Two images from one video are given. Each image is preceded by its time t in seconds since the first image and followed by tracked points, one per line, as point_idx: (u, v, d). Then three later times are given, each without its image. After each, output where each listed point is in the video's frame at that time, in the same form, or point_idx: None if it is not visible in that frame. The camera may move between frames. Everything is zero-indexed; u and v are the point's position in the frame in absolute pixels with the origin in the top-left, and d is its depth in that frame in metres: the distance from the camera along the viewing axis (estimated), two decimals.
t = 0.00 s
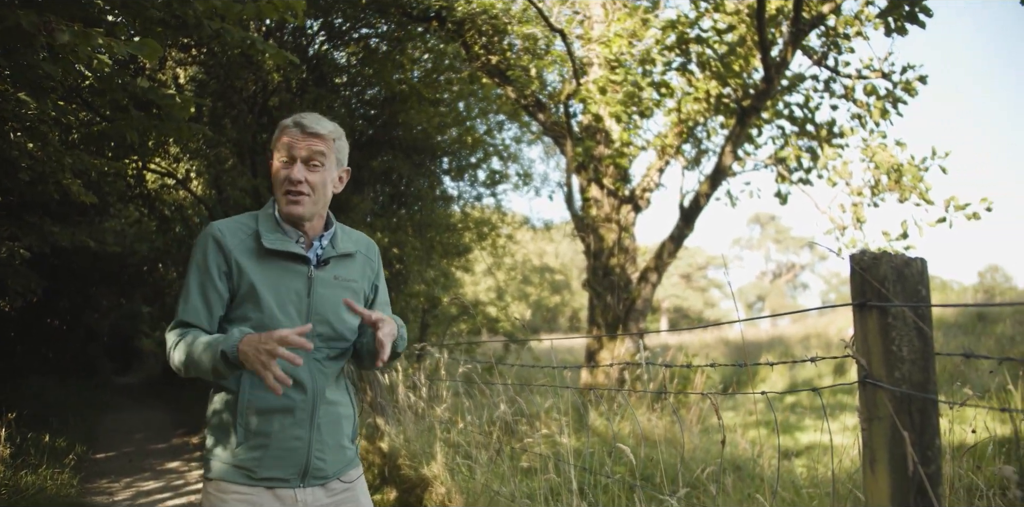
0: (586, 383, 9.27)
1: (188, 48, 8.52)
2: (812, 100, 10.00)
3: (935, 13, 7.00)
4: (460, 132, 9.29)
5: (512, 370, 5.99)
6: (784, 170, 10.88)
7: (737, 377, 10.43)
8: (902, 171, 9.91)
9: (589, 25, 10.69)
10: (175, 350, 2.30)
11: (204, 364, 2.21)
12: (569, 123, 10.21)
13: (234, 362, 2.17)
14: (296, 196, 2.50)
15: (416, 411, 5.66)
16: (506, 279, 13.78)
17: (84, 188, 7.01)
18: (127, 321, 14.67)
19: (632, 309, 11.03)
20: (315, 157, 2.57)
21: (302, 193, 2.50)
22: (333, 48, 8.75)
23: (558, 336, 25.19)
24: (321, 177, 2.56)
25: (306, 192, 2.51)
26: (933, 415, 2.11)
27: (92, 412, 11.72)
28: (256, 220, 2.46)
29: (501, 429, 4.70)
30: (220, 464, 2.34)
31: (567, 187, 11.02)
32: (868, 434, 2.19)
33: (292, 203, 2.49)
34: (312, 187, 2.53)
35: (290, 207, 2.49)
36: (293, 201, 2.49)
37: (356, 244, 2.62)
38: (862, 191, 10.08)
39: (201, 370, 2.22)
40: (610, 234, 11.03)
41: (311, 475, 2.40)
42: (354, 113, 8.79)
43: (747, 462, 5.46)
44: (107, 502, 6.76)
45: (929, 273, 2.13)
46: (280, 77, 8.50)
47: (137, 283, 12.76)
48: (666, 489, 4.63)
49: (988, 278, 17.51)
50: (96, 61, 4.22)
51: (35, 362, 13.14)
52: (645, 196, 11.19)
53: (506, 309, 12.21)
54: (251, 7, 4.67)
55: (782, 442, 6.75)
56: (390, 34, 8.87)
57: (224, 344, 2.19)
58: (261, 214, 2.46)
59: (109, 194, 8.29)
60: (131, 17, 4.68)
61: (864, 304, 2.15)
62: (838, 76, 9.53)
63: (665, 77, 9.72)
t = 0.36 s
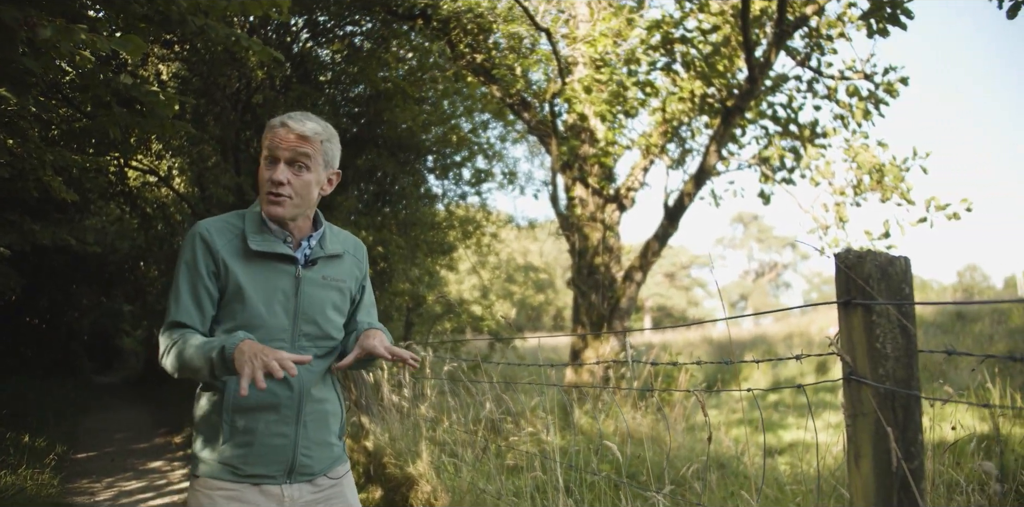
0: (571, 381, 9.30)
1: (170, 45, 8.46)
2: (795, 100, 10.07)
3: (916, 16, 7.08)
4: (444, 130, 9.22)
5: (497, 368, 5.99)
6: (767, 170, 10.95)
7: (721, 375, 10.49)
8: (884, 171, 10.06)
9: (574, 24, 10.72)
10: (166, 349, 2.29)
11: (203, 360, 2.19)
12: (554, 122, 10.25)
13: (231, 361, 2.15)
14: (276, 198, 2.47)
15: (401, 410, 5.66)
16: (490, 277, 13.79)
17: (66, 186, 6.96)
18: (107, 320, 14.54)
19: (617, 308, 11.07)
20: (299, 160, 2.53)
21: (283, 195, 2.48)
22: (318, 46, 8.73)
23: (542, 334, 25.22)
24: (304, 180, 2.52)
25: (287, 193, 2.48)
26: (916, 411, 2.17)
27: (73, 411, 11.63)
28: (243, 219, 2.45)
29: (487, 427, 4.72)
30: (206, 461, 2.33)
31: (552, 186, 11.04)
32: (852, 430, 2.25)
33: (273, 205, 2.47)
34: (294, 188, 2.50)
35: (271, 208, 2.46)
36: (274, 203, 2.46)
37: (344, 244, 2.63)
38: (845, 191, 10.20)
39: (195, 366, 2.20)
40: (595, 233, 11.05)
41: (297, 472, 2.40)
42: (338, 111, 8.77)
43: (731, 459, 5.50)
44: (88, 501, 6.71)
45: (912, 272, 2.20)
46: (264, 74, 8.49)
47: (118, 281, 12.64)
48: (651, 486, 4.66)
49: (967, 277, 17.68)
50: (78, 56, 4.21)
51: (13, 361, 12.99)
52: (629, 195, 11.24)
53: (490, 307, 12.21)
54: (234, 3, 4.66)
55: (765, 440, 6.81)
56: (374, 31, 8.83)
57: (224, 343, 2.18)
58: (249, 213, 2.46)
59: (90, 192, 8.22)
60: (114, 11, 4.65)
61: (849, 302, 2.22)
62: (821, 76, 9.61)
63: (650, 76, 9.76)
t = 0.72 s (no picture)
0: (563, 379, 9.32)
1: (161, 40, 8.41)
2: (787, 99, 10.10)
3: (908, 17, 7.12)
4: (436, 128, 9.19)
5: (489, 365, 5.99)
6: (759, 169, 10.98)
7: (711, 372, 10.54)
8: (875, 169, 10.29)
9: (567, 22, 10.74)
10: (158, 334, 2.28)
11: (199, 342, 2.19)
12: (548, 120, 10.28)
13: (225, 343, 2.15)
14: (272, 189, 2.49)
15: (394, 407, 5.66)
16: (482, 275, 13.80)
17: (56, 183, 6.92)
18: (96, 317, 14.46)
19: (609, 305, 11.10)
20: (294, 150, 2.54)
21: (278, 186, 2.49)
22: (310, 42, 8.69)
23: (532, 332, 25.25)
24: (300, 169, 2.54)
25: (283, 184, 2.50)
26: (912, 406, 2.24)
27: (62, 409, 11.58)
28: (236, 205, 2.45)
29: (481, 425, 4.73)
30: (199, 449, 2.33)
31: (545, 184, 11.05)
32: (849, 425, 2.32)
33: (268, 195, 2.49)
34: (289, 179, 2.51)
35: (267, 198, 2.49)
36: (270, 193, 2.49)
37: (336, 232, 2.64)
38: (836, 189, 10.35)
39: (189, 347, 2.21)
40: (587, 231, 11.06)
41: (290, 460, 2.40)
42: (329, 107, 8.74)
43: (723, 456, 5.53)
44: (79, 499, 6.69)
45: (908, 270, 2.26)
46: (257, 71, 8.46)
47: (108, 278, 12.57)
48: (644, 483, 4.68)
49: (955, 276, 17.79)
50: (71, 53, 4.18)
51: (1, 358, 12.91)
52: (622, 193, 11.30)
53: (482, 305, 12.20)
54: None
55: (757, 437, 6.84)
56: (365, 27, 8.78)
57: (219, 324, 2.18)
58: (243, 199, 2.45)
59: (81, 188, 8.18)
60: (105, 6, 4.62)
61: (846, 299, 2.28)
62: (813, 76, 9.65)
63: (643, 75, 9.78)
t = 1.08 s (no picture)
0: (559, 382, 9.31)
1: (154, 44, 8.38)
2: (780, 102, 10.15)
3: (900, 20, 7.18)
4: (431, 132, 9.05)
5: (485, 368, 5.99)
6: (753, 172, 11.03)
7: (706, 375, 10.55)
8: (869, 172, 10.45)
9: (561, 26, 10.78)
10: (155, 337, 2.26)
11: (200, 344, 2.19)
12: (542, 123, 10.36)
13: (227, 339, 2.15)
14: (272, 194, 2.48)
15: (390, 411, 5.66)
16: (476, 279, 13.80)
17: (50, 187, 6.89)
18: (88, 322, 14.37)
19: (604, 309, 11.11)
20: (295, 156, 2.54)
21: (279, 191, 2.48)
22: (303, 45, 8.73)
23: (526, 337, 25.24)
24: (299, 176, 2.54)
25: (283, 190, 2.49)
26: (915, 407, 2.30)
27: (54, 415, 11.51)
28: (231, 208, 2.45)
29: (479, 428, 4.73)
30: (198, 454, 2.32)
31: (539, 187, 11.06)
32: (852, 426, 2.38)
33: (269, 200, 2.47)
34: (289, 185, 2.50)
35: (266, 203, 2.47)
36: (270, 199, 2.47)
37: (331, 234, 2.64)
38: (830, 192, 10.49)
39: (190, 348, 2.20)
40: (582, 234, 11.07)
41: (290, 464, 2.40)
42: (323, 111, 8.71)
43: (720, 459, 5.54)
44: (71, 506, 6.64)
45: (908, 272, 2.33)
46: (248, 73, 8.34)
47: (101, 283, 12.52)
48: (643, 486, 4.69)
49: (946, 278, 17.89)
50: (66, 57, 4.20)
51: None
52: (616, 197, 11.32)
53: (477, 309, 12.20)
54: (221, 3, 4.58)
55: (753, 439, 6.85)
56: (359, 32, 8.83)
57: (221, 322, 2.19)
58: (237, 203, 2.44)
59: (74, 192, 8.14)
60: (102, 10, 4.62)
61: (848, 301, 2.34)
62: (806, 79, 9.70)
63: (637, 78, 9.82)
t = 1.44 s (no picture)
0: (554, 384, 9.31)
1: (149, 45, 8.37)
2: (776, 105, 10.18)
3: (894, 24, 7.23)
4: (425, 133, 9.02)
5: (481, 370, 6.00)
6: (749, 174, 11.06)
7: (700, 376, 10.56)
8: (864, 175, 10.53)
9: (557, 28, 10.82)
10: (159, 332, 2.26)
11: (215, 344, 2.22)
12: (538, 125, 10.45)
13: (252, 350, 2.20)
14: (286, 219, 2.43)
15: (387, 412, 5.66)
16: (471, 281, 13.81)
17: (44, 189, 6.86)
18: (81, 324, 14.33)
19: (599, 311, 11.11)
20: (313, 182, 2.43)
21: (293, 218, 2.43)
22: (298, 47, 8.72)
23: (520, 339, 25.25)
24: (312, 200, 2.47)
25: (297, 216, 2.43)
26: (916, 408, 2.31)
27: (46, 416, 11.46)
28: (230, 204, 2.45)
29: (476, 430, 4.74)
30: (203, 456, 2.32)
31: (534, 189, 11.07)
32: (854, 426, 2.40)
33: (281, 223, 2.43)
34: (303, 210, 2.45)
35: (279, 226, 2.43)
36: (283, 225, 2.43)
37: (327, 227, 2.63)
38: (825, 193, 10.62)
39: (205, 354, 2.22)
40: (577, 237, 11.09)
41: (296, 463, 2.39)
42: (319, 113, 8.71)
43: (716, 461, 5.56)
44: None
45: (910, 276, 2.36)
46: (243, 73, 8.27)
47: (94, 285, 12.47)
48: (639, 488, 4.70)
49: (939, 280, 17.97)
50: (61, 59, 4.19)
51: None
52: (611, 199, 11.34)
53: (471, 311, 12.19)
54: (220, 5, 4.64)
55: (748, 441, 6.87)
56: (355, 33, 8.82)
57: (245, 332, 2.23)
58: (235, 200, 2.44)
59: (68, 193, 8.12)
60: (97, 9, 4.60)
61: (850, 303, 2.38)
62: (802, 82, 9.73)
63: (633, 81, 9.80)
